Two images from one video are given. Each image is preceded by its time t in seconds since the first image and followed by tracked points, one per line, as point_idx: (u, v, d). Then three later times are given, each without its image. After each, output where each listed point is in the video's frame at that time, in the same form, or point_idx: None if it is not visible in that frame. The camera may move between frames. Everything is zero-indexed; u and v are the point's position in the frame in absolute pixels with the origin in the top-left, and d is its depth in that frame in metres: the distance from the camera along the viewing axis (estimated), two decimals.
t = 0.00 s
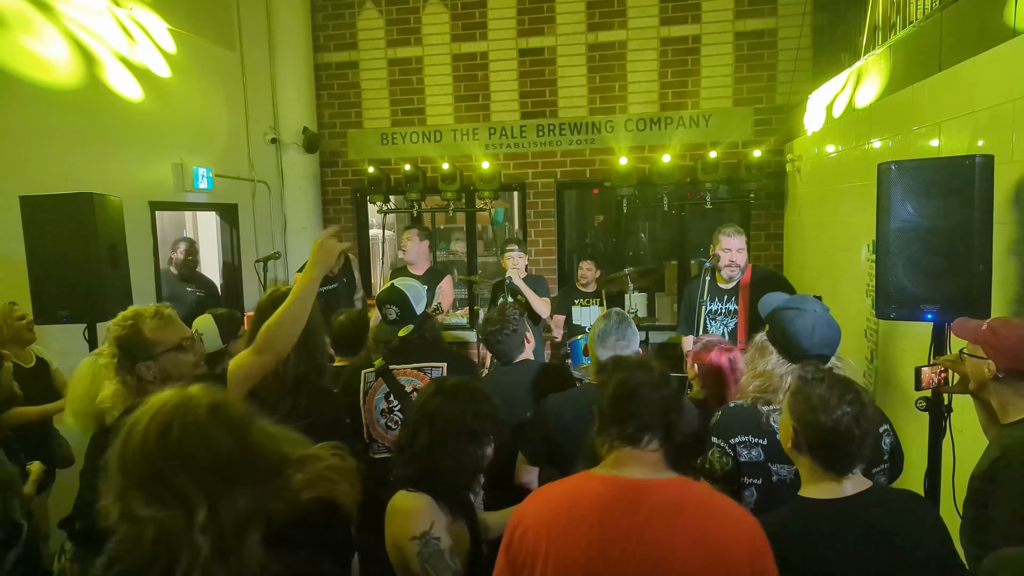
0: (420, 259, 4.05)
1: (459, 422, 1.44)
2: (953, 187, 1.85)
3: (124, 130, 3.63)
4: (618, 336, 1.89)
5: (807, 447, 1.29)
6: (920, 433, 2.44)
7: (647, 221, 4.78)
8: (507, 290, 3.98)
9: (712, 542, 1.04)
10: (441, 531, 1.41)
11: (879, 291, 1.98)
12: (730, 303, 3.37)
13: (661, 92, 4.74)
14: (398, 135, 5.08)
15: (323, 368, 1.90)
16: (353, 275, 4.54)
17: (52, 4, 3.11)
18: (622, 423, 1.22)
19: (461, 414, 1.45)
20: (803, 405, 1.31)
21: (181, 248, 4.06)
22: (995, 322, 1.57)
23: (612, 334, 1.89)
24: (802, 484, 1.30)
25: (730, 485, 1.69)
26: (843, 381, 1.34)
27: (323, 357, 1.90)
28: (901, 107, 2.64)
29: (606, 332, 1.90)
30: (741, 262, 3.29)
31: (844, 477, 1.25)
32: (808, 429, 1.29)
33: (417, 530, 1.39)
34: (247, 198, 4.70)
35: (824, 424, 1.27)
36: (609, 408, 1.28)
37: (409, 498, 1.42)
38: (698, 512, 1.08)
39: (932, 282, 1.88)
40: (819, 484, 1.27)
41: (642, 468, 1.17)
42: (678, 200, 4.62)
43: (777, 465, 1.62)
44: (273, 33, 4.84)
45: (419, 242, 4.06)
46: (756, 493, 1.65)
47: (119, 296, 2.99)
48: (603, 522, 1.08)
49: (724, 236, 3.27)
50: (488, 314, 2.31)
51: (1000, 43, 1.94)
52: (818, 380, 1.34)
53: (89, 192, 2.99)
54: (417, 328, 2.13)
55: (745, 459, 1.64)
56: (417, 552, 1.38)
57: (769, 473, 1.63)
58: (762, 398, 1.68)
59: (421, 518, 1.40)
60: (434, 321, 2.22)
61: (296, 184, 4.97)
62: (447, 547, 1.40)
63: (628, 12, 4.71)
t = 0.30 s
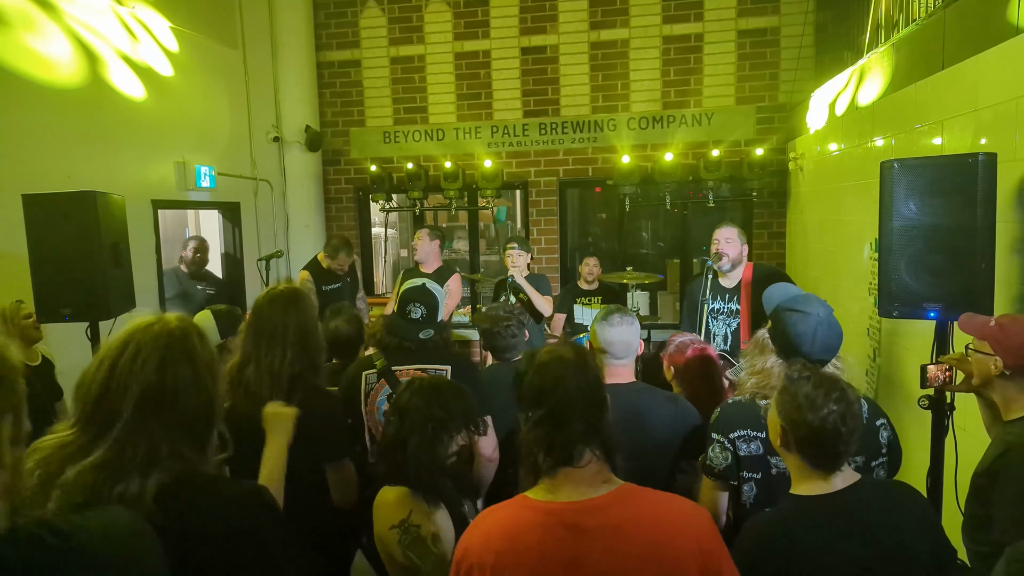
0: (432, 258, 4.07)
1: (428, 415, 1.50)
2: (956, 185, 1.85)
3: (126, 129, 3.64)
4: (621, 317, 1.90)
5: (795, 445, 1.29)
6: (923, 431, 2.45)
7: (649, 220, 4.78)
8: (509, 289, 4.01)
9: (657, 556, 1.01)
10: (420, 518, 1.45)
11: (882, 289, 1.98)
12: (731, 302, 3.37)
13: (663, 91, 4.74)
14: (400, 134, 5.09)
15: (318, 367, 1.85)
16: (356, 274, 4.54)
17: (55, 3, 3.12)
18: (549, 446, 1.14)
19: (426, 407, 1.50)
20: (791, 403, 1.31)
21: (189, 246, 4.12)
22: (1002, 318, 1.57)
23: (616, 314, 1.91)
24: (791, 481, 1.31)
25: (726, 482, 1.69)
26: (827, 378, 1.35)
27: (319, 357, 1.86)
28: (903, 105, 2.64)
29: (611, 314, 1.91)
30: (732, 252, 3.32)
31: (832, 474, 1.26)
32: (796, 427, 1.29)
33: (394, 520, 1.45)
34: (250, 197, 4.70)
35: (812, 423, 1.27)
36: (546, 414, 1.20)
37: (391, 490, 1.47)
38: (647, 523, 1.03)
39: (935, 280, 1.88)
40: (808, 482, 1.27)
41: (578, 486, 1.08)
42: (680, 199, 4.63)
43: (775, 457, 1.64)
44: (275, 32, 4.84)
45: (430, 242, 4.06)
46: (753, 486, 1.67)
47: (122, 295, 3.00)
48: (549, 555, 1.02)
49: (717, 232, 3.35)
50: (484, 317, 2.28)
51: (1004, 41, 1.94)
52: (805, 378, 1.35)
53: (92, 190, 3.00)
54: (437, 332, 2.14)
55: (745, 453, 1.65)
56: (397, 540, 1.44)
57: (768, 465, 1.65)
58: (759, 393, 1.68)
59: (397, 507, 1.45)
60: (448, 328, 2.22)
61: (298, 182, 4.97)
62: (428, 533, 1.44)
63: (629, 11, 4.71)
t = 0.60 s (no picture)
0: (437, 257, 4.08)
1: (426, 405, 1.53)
2: (957, 187, 1.85)
3: (130, 128, 3.65)
4: (614, 326, 1.88)
5: (813, 451, 1.30)
6: (924, 434, 2.45)
7: (650, 221, 4.78)
8: (511, 289, 4.01)
9: None
10: (437, 509, 1.45)
11: (883, 291, 1.98)
12: (731, 304, 3.37)
13: (665, 92, 4.75)
14: (403, 134, 5.09)
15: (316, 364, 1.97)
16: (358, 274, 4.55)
17: (59, 3, 3.13)
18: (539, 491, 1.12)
19: (420, 398, 1.54)
20: (809, 409, 1.31)
21: (192, 245, 4.13)
22: (1003, 320, 1.58)
23: (610, 323, 1.88)
24: (810, 487, 1.31)
25: (725, 483, 1.69)
26: (842, 382, 1.35)
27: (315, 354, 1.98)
28: (905, 107, 2.64)
29: (604, 322, 1.89)
30: (732, 254, 3.33)
31: (852, 477, 1.26)
32: (815, 434, 1.29)
33: (413, 509, 1.43)
34: (252, 197, 4.71)
35: (830, 430, 1.27)
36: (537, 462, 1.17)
37: (404, 483, 1.47)
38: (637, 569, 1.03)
39: (937, 283, 1.88)
40: (827, 486, 1.28)
41: (577, 537, 1.08)
42: (683, 199, 4.68)
43: (775, 459, 1.63)
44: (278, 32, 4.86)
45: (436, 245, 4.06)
46: (751, 488, 1.67)
47: (125, 294, 3.01)
48: None
49: (712, 234, 3.36)
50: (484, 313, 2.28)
51: (1005, 45, 1.95)
52: (822, 384, 1.33)
53: (95, 189, 3.00)
54: (435, 326, 2.15)
55: (744, 454, 1.65)
56: (416, 530, 1.42)
57: (768, 467, 1.64)
58: (761, 394, 1.68)
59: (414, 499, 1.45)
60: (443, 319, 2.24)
61: (301, 182, 4.98)
62: (444, 523, 1.44)
63: (632, 12, 4.71)
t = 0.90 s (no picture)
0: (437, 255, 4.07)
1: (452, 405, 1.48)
2: (962, 187, 1.84)
3: (132, 128, 3.64)
4: (613, 331, 1.89)
5: (853, 451, 1.28)
6: (928, 435, 2.43)
7: (653, 221, 4.77)
8: (513, 290, 4.00)
9: None
10: (458, 505, 1.46)
11: (888, 292, 1.97)
12: (733, 305, 3.35)
13: (668, 92, 4.74)
14: (405, 134, 5.09)
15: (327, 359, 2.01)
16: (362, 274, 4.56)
17: (62, 2, 3.12)
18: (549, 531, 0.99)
19: (455, 399, 1.49)
20: (849, 407, 1.30)
21: (194, 244, 4.13)
22: (999, 323, 1.58)
23: (610, 330, 1.89)
24: (845, 487, 1.31)
25: (728, 476, 1.69)
26: (888, 381, 1.33)
27: (326, 349, 2.02)
28: (910, 107, 2.63)
29: (602, 327, 1.90)
30: (734, 254, 3.32)
31: (891, 479, 1.25)
32: (855, 433, 1.28)
33: (434, 505, 1.44)
34: (254, 196, 4.71)
35: (875, 428, 1.26)
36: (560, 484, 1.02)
37: (421, 480, 1.47)
38: None
39: (941, 283, 1.87)
40: (863, 487, 1.27)
41: None
42: (685, 199, 4.61)
43: (776, 455, 1.62)
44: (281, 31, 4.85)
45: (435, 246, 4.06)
46: (752, 482, 1.66)
47: (126, 293, 3.00)
48: None
49: (716, 234, 3.35)
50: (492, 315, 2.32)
51: (1011, 43, 1.93)
52: (864, 382, 1.33)
53: (97, 188, 3.00)
54: (429, 328, 2.17)
55: (746, 449, 1.64)
56: (437, 526, 1.43)
57: (769, 463, 1.63)
58: (761, 392, 1.67)
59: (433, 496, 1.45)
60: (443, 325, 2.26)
61: (303, 182, 4.98)
62: (465, 519, 1.46)
63: (635, 11, 4.70)
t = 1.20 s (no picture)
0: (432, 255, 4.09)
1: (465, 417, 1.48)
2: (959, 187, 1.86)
3: (130, 128, 3.65)
4: (607, 325, 1.94)
5: (870, 447, 1.30)
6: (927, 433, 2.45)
7: (652, 221, 4.79)
8: (513, 290, 4.01)
9: None
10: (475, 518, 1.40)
11: (885, 291, 1.99)
12: (731, 304, 3.37)
13: (667, 92, 4.75)
14: (404, 135, 5.10)
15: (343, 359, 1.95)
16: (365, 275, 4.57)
17: (60, 5, 3.13)
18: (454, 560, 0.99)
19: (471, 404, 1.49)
20: (868, 404, 1.32)
21: (194, 246, 4.14)
22: (1001, 321, 1.60)
23: (603, 323, 1.94)
24: (857, 485, 1.32)
25: (731, 487, 1.70)
26: (907, 379, 1.36)
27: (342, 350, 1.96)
28: (907, 107, 2.65)
29: (597, 323, 1.94)
30: (734, 254, 3.34)
31: (908, 476, 1.27)
32: (875, 429, 1.30)
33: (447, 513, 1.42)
34: (254, 197, 4.72)
35: (896, 424, 1.28)
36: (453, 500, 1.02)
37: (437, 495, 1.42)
38: None
39: (938, 282, 1.89)
40: (879, 484, 1.28)
41: None
42: (684, 199, 4.69)
43: (778, 466, 1.63)
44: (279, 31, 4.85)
45: (430, 248, 4.09)
46: (754, 492, 1.68)
47: (127, 294, 3.01)
48: None
49: (716, 233, 3.36)
50: (494, 316, 2.33)
51: (1007, 44, 1.95)
52: (885, 379, 1.35)
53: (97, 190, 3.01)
54: (423, 326, 2.14)
55: (747, 460, 1.65)
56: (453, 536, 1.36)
57: (771, 473, 1.64)
58: (765, 400, 1.68)
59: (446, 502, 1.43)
60: (435, 321, 2.25)
61: (303, 182, 4.99)
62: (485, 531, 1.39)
63: (634, 12, 4.72)
